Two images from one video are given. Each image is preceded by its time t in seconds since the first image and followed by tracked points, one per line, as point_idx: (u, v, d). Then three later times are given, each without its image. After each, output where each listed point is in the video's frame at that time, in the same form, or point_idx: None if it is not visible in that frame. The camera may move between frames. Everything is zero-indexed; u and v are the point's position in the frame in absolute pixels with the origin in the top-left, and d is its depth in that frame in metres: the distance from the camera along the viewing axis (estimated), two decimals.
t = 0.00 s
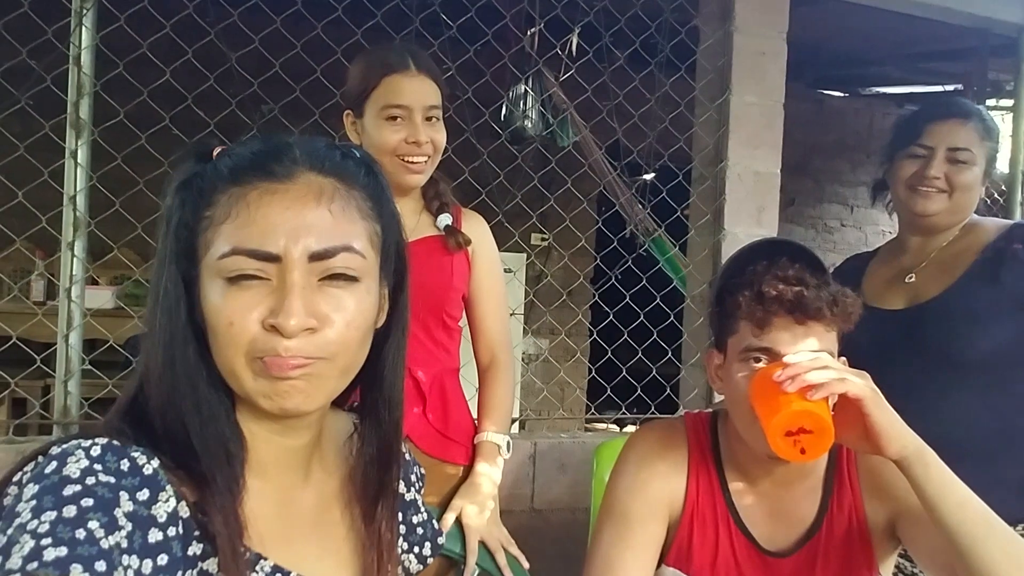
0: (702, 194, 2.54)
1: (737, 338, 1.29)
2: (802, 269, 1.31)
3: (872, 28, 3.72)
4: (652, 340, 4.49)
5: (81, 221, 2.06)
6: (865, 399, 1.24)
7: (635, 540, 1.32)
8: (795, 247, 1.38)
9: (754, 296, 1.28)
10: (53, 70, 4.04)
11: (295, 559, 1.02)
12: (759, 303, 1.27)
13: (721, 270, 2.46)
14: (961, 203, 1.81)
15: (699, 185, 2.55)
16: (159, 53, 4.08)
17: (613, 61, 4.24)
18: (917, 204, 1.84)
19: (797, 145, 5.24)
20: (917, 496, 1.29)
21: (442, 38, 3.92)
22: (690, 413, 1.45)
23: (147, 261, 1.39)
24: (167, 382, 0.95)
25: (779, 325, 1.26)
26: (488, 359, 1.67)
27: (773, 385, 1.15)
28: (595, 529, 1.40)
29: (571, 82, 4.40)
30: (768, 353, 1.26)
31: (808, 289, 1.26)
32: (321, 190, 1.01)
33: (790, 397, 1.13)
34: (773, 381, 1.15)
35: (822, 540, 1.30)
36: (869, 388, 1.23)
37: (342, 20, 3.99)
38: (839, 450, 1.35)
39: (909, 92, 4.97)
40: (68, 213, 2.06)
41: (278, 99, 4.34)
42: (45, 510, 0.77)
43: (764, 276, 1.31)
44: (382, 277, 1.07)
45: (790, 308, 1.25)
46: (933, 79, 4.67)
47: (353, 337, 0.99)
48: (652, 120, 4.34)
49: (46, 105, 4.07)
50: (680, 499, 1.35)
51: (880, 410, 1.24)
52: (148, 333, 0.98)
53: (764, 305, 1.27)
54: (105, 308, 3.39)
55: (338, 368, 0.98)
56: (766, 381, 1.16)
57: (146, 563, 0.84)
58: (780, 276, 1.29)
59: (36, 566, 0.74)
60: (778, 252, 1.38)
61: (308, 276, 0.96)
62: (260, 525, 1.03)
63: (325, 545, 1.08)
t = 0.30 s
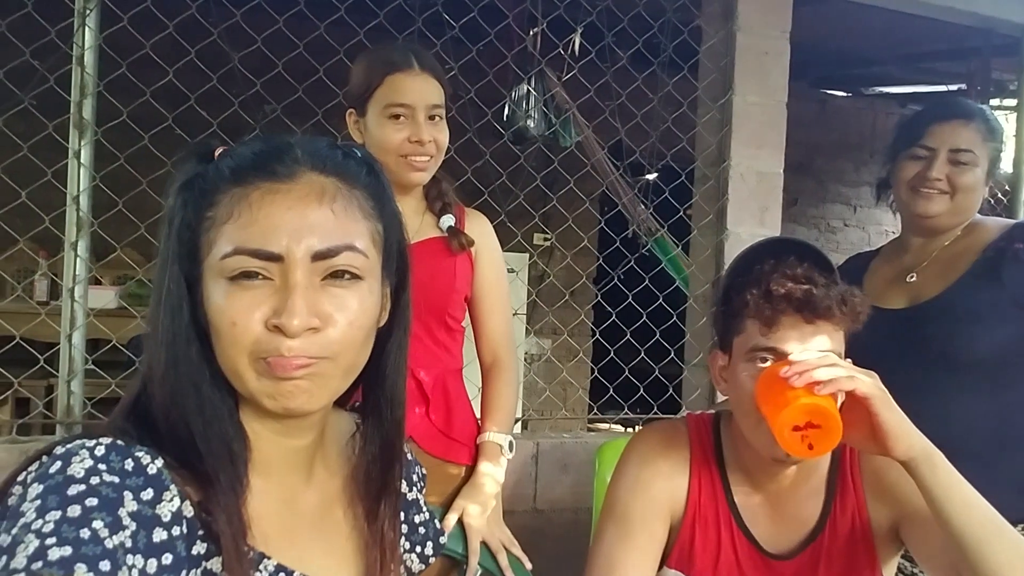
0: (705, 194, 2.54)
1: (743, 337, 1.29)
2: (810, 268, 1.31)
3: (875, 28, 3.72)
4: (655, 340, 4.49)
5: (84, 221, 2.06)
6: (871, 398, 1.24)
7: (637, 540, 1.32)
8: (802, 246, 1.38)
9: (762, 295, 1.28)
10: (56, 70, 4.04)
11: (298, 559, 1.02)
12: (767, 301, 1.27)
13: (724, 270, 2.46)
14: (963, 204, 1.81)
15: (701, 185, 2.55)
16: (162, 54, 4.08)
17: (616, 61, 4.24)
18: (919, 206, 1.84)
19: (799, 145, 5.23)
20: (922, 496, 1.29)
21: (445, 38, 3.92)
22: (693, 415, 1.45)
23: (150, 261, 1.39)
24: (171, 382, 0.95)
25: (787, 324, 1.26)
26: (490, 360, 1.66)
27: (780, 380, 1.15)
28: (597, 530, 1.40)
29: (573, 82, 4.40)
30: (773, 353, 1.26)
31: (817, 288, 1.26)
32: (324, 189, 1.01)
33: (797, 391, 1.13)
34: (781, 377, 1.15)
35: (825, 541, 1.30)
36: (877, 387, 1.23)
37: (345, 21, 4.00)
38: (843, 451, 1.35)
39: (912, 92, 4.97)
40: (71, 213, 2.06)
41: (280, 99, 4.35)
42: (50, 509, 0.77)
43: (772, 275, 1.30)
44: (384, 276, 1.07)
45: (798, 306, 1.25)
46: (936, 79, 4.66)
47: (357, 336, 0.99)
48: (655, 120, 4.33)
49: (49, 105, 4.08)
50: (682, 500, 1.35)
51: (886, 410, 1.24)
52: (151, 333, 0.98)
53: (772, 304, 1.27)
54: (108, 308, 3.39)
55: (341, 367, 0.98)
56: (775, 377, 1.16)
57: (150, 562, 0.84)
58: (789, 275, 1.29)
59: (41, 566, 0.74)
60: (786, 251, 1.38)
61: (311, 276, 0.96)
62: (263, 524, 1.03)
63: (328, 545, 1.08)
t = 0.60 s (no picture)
0: (707, 194, 2.54)
1: (746, 338, 1.28)
2: (814, 268, 1.32)
3: (877, 27, 3.71)
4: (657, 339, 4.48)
5: (87, 222, 2.06)
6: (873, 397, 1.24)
7: (639, 543, 1.32)
8: (804, 247, 1.38)
9: (765, 295, 1.28)
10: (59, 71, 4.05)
11: (301, 560, 1.02)
12: (769, 302, 1.27)
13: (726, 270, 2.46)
14: (962, 204, 1.81)
15: (704, 185, 2.55)
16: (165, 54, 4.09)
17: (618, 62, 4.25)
18: (918, 206, 1.84)
19: (802, 145, 5.23)
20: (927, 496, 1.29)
21: (447, 38, 3.93)
22: (695, 417, 1.45)
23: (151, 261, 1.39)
24: (174, 382, 0.95)
25: (791, 325, 1.26)
26: (492, 361, 1.67)
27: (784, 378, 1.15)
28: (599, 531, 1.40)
29: (575, 82, 4.40)
30: (777, 354, 1.26)
31: (820, 289, 1.26)
32: (329, 189, 1.01)
33: (800, 389, 1.13)
34: (784, 376, 1.15)
35: (829, 544, 1.30)
36: (881, 388, 1.23)
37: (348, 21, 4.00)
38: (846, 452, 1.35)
39: (914, 92, 4.96)
40: (74, 214, 2.06)
41: (283, 100, 4.35)
42: (53, 509, 0.77)
43: (775, 276, 1.30)
44: (387, 276, 1.08)
45: (803, 306, 1.25)
46: (939, 79, 4.66)
47: (362, 336, 0.99)
48: (657, 120, 4.33)
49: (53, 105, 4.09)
50: (684, 502, 1.35)
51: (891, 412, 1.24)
52: (154, 333, 0.98)
53: (774, 304, 1.27)
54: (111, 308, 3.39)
55: (347, 367, 0.98)
56: (778, 376, 1.16)
57: (153, 563, 0.84)
58: (790, 275, 1.29)
59: (44, 566, 0.74)
60: (788, 252, 1.38)
61: (318, 275, 0.96)
62: (266, 525, 1.03)
63: (331, 545, 1.08)
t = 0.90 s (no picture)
0: (709, 194, 2.53)
1: (749, 339, 1.28)
2: (816, 269, 1.32)
3: (878, 27, 3.71)
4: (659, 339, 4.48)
5: (90, 222, 2.06)
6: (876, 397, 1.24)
7: (640, 545, 1.32)
8: (806, 247, 1.38)
9: (767, 295, 1.28)
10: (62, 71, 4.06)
11: (302, 559, 1.03)
12: (773, 302, 1.27)
13: (729, 270, 2.46)
14: (959, 204, 1.81)
15: (706, 185, 2.54)
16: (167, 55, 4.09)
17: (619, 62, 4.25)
18: (916, 207, 1.84)
19: (804, 145, 5.23)
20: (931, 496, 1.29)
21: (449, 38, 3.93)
22: (696, 417, 1.45)
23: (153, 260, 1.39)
24: (175, 383, 0.95)
25: (794, 325, 1.25)
26: (495, 362, 1.67)
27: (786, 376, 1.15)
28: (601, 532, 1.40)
29: (577, 82, 4.40)
30: (780, 355, 1.25)
31: (824, 289, 1.26)
32: (329, 189, 1.02)
33: (804, 387, 1.13)
34: (788, 374, 1.14)
35: (832, 545, 1.30)
36: (885, 390, 1.23)
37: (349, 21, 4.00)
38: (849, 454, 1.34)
39: (916, 91, 4.96)
40: (77, 214, 2.06)
41: (285, 99, 4.35)
42: (54, 510, 0.77)
43: (778, 276, 1.30)
44: (387, 276, 1.08)
45: (805, 307, 1.25)
46: (941, 78, 4.65)
47: (362, 335, 0.99)
48: (659, 120, 4.33)
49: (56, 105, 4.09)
50: (685, 504, 1.35)
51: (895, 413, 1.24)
52: (154, 334, 0.98)
53: (778, 304, 1.26)
54: (113, 308, 3.39)
55: (348, 367, 0.99)
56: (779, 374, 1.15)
57: (154, 563, 0.84)
58: (794, 275, 1.29)
59: (45, 566, 0.74)
60: (792, 252, 1.38)
61: (318, 275, 0.96)
62: (267, 524, 1.03)
63: (333, 545, 1.08)
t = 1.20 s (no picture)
0: (711, 194, 2.53)
1: (753, 340, 1.28)
2: (819, 270, 1.31)
3: (881, 27, 3.71)
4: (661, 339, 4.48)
5: (92, 222, 2.06)
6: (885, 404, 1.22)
7: (642, 546, 1.32)
8: (811, 248, 1.38)
9: (771, 296, 1.28)
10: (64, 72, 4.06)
11: (303, 558, 1.03)
12: (776, 303, 1.27)
13: (731, 270, 2.46)
14: (960, 204, 1.81)
15: (708, 185, 2.54)
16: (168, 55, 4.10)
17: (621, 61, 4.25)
18: (916, 207, 1.84)
19: (806, 145, 5.22)
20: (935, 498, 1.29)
21: (451, 39, 3.92)
22: (698, 418, 1.45)
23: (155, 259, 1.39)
24: (177, 383, 0.96)
25: (798, 327, 1.25)
26: (498, 363, 1.67)
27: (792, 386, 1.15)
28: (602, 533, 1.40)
29: (578, 83, 4.41)
30: (784, 358, 1.25)
31: (829, 290, 1.25)
32: (331, 189, 1.02)
33: (810, 395, 1.12)
34: (794, 382, 1.14)
35: (835, 547, 1.30)
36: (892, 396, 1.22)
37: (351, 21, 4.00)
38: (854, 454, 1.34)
39: (918, 91, 4.95)
40: (79, 214, 2.06)
41: (287, 99, 4.35)
42: (57, 510, 0.77)
43: (782, 277, 1.30)
44: (389, 275, 1.07)
45: (810, 310, 1.24)
46: (943, 78, 4.65)
47: (364, 334, 0.99)
48: (660, 120, 4.33)
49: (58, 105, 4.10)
50: (688, 504, 1.35)
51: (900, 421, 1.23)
52: (157, 333, 0.99)
53: (782, 306, 1.26)
54: (115, 308, 3.40)
55: (350, 367, 0.99)
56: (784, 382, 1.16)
57: (156, 563, 0.84)
58: (797, 276, 1.29)
59: (48, 566, 0.74)
60: (796, 253, 1.38)
61: (319, 274, 0.96)
62: (268, 523, 1.03)
63: (335, 545, 1.08)
